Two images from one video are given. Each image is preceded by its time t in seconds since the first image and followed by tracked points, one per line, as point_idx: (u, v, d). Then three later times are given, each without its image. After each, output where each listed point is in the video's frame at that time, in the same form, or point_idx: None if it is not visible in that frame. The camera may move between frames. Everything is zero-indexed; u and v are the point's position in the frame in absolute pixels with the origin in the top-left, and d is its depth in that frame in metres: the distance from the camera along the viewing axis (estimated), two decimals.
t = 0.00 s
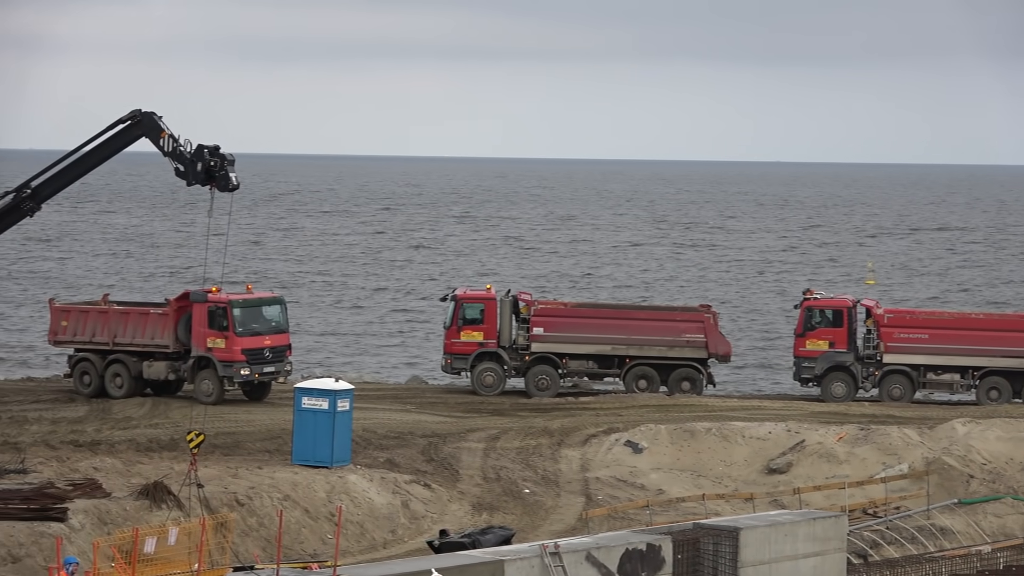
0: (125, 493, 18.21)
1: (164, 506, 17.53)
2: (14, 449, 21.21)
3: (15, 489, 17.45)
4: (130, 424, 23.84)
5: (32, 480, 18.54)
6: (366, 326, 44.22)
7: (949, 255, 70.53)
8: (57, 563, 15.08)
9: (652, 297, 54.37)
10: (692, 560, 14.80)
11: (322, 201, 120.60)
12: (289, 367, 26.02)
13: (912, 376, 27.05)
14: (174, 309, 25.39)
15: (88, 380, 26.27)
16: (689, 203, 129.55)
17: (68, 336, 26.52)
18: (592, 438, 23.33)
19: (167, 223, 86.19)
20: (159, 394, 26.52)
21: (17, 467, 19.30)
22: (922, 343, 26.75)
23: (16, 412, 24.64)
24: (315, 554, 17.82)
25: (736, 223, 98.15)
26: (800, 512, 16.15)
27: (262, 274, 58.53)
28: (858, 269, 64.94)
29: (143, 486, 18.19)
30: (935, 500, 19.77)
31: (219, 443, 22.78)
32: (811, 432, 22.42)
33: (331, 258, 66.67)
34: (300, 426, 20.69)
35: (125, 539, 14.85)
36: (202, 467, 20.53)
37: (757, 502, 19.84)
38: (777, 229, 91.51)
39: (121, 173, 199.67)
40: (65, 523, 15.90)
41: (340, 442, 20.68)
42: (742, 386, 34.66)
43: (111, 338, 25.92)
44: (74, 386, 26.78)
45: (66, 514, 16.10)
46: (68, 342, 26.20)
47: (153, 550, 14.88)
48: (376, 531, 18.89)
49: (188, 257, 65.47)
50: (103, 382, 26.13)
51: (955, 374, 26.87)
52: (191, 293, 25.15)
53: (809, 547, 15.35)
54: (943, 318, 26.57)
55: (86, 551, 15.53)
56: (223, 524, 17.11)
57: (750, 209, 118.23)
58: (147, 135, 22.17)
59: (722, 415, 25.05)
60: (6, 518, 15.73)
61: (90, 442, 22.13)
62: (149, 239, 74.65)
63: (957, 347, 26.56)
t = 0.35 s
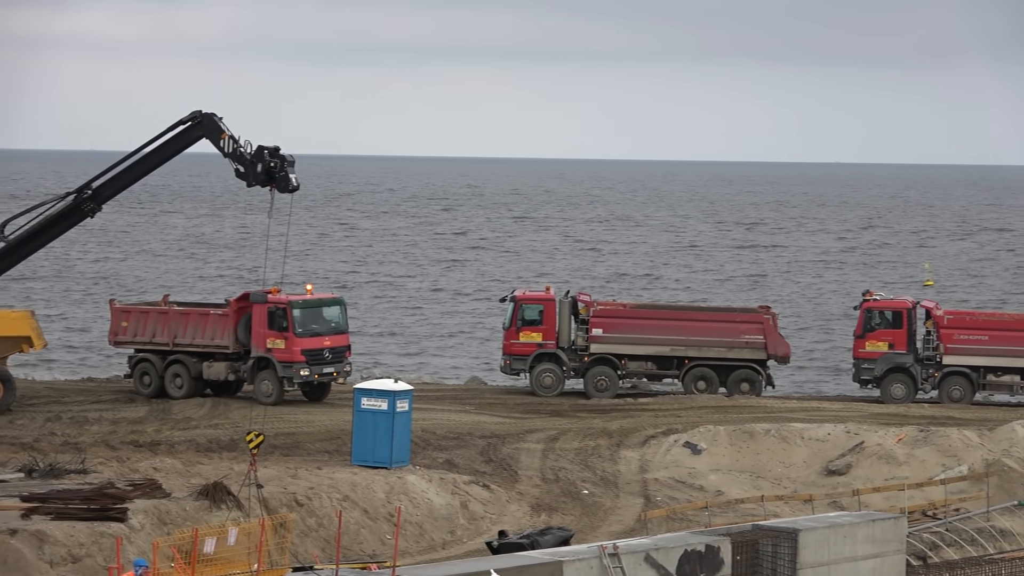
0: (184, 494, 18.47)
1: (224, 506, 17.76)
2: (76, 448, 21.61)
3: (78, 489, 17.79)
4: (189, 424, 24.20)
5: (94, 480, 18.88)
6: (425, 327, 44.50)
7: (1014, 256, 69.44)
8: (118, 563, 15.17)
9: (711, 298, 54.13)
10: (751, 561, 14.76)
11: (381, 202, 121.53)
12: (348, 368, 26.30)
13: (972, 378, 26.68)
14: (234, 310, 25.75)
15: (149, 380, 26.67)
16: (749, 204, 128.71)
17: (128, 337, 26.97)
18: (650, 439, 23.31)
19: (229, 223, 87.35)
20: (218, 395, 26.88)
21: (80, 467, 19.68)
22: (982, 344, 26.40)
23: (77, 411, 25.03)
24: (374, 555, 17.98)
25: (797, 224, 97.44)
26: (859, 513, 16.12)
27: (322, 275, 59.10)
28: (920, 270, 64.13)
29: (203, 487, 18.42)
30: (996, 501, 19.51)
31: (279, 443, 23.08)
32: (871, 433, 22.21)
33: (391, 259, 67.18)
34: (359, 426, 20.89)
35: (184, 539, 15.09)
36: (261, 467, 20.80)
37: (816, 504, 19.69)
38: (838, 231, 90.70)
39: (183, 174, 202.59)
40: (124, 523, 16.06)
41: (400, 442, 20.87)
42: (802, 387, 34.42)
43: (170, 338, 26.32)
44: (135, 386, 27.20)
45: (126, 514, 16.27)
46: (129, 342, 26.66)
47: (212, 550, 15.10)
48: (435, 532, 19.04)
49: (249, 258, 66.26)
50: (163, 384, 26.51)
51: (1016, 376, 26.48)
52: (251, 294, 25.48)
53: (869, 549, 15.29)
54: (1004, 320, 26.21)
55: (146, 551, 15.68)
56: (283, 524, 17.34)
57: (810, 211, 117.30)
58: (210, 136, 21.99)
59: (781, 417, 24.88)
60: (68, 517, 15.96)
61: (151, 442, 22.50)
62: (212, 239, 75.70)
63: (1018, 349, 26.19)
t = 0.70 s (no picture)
0: (240, 494, 18.69)
1: (278, 507, 17.96)
2: (132, 449, 21.91)
3: (136, 489, 18.06)
4: (245, 425, 24.48)
5: (148, 480, 19.16)
6: (477, 328, 44.66)
7: None
8: (173, 563, 15.32)
9: (765, 299, 53.84)
10: (805, 563, 14.71)
11: (434, 203, 122.14)
12: (403, 369, 26.51)
13: None
14: (289, 311, 26.05)
15: (204, 381, 26.97)
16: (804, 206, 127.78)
17: (184, 338, 27.32)
18: (705, 440, 23.24)
19: (284, 225, 88.24)
20: (273, 396, 27.16)
21: (136, 468, 19.97)
22: None
23: (132, 412, 25.35)
24: (427, 556, 18.11)
25: (853, 225, 96.60)
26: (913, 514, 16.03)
27: (376, 276, 59.52)
28: (978, 271, 63.28)
29: (258, 488, 18.64)
30: None
31: (334, 444, 23.29)
32: (926, 434, 21.99)
33: (444, 260, 67.52)
34: (413, 427, 21.05)
35: (240, 540, 15.30)
36: (315, 468, 21.01)
37: (871, 506, 19.52)
38: (894, 231, 89.78)
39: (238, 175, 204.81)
40: (179, 523, 16.28)
41: (454, 443, 21.00)
42: (857, 389, 34.14)
43: (226, 340, 26.64)
44: (190, 388, 27.52)
45: (181, 515, 16.50)
46: (184, 343, 27.01)
47: (266, 550, 15.30)
48: (489, 533, 19.15)
49: (305, 259, 66.83)
50: (218, 384, 26.83)
51: None
52: (306, 295, 25.74)
53: (924, 551, 15.20)
54: None
55: (201, 551, 15.88)
56: (338, 525, 17.49)
57: (866, 211, 116.20)
58: (261, 138, 20.15)
59: (835, 418, 24.69)
60: (124, 518, 16.20)
61: (206, 443, 22.78)
62: (267, 240, 76.52)
63: None
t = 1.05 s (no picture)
0: (296, 495, 18.95)
1: (335, 507, 18.17)
2: (189, 449, 22.23)
3: (194, 489, 18.33)
4: (302, 425, 24.76)
5: (205, 481, 19.46)
6: (532, 329, 44.76)
7: None
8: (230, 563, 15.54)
9: (823, 300, 53.39)
10: (862, 565, 14.64)
11: (490, 204, 122.58)
12: (459, 370, 26.70)
13: None
14: (346, 312, 26.33)
15: (260, 382, 27.29)
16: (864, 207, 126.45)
17: (241, 339, 27.67)
18: (761, 441, 23.13)
19: (342, 225, 89.00)
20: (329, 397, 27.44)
21: (195, 467, 20.29)
22: None
23: (189, 412, 25.71)
24: (483, 556, 18.22)
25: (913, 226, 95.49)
26: (970, 516, 15.93)
27: (432, 277, 59.84)
28: None
29: (315, 488, 18.85)
30: None
31: (390, 444, 23.49)
32: (984, 436, 21.74)
33: (500, 261, 67.72)
34: (469, 427, 21.18)
35: (296, 540, 15.50)
36: (371, 469, 21.22)
37: (928, 507, 19.36)
38: (954, 232, 88.60)
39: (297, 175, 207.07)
40: (236, 523, 16.53)
41: (510, 443, 21.11)
42: (917, 390, 33.79)
43: (283, 340, 26.96)
44: (247, 388, 27.86)
45: (238, 515, 16.76)
46: (241, 343, 27.38)
47: (322, 551, 15.49)
48: (545, 534, 19.23)
49: (362, 260, 67.33)
50: (275, 385, 27.11)
51: None
52: (363, 296, 26.02)
53: (981, 553, 15.13)
54: None
55: (257, 551, 16.12)
56: (394, 525, 17.68)
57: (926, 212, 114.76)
58: (318, 138, 20.29)
59: (892, 419, 24.47)
60: (182, 518, 16.47)
61: (263, 443, 23.09)
62: (324, 241, 77.21)
63: None
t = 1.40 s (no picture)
0: (348, 495, 19.16)
1: (386, 508, 18.34)
2: (241, 449, 22.52)
3: (246, 490, 18.59)
4: (353, 426, 25.00)
5: (257, 481, 19.73)
6: (583, 330, 44.81)
7: None
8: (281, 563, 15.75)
9: (875, 301, 52.98)
10: (912, 566, 14.60)
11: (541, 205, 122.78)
12: (511, 370, 26.85)
13: None
14: (398, 312, 26.55)
15: (312, 382, 27.56)
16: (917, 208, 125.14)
17: (292, 339, 27.96)
18: (812, 442, 23.01)
19: (393, 226, 89.60)
20: (380, 397, 27.66)
21: (247, 468, 20.58)
22: None
23: (241, 413, 26.04)
24: (534, 557, 18.32)
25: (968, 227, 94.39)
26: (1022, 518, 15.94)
27: (482, 278, 60.08)
28: None
29: (367, 489, 19.04)
30: None
31: (442, 445, 23.65)
32: None
33: (550, 262, 67.87)
34: (520, 428, 21.28)
35: (348, 540, 15.68)
36: (423, 469, 21.41)
37: (979, 509, 19.22)
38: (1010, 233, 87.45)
39: (348, 177, 208.55)
40: (287, 524, 16.77)
41: (561, 445, 21.19)
42: (971, 392, 33.43)
43: (334, 341, 27.21)
44: (298, 388, 28.15)
45: (289, 515, 16.99)
46: (293, 344, 27.67)
47: (373, 551, 15.67)
48: (596, 535, 19.30)
49: (414, 261, 67.70)
50: (327, 385, 27.37)
51: None
52: (415, 297, 26.24)
53: None
54: None
55: (308, 551, 16.34)
56: (446, 525, 17.83)
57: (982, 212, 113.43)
58: (370, 138, 20.43)
59: (945, 421, 24.26)
60: (233, 518, 16.73)
61: (315, 444, 23.35)
62: (376, 242, 77.69)
63: None
